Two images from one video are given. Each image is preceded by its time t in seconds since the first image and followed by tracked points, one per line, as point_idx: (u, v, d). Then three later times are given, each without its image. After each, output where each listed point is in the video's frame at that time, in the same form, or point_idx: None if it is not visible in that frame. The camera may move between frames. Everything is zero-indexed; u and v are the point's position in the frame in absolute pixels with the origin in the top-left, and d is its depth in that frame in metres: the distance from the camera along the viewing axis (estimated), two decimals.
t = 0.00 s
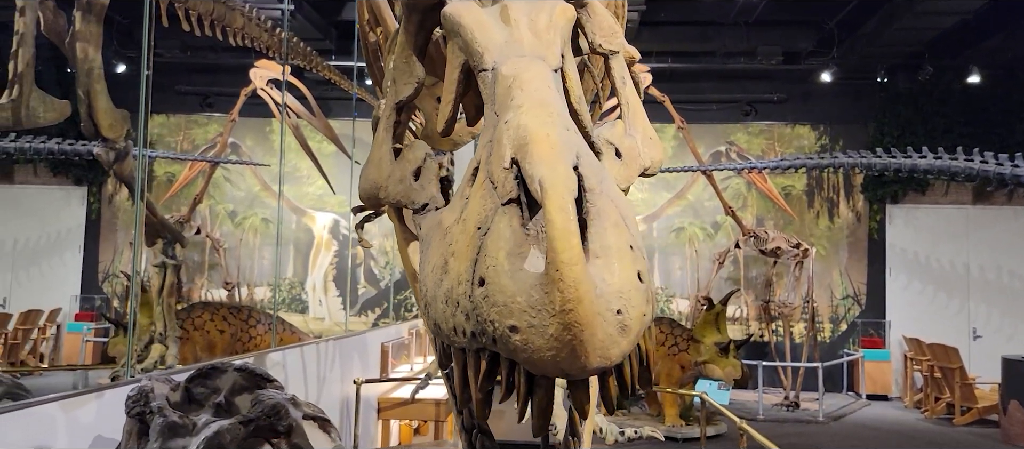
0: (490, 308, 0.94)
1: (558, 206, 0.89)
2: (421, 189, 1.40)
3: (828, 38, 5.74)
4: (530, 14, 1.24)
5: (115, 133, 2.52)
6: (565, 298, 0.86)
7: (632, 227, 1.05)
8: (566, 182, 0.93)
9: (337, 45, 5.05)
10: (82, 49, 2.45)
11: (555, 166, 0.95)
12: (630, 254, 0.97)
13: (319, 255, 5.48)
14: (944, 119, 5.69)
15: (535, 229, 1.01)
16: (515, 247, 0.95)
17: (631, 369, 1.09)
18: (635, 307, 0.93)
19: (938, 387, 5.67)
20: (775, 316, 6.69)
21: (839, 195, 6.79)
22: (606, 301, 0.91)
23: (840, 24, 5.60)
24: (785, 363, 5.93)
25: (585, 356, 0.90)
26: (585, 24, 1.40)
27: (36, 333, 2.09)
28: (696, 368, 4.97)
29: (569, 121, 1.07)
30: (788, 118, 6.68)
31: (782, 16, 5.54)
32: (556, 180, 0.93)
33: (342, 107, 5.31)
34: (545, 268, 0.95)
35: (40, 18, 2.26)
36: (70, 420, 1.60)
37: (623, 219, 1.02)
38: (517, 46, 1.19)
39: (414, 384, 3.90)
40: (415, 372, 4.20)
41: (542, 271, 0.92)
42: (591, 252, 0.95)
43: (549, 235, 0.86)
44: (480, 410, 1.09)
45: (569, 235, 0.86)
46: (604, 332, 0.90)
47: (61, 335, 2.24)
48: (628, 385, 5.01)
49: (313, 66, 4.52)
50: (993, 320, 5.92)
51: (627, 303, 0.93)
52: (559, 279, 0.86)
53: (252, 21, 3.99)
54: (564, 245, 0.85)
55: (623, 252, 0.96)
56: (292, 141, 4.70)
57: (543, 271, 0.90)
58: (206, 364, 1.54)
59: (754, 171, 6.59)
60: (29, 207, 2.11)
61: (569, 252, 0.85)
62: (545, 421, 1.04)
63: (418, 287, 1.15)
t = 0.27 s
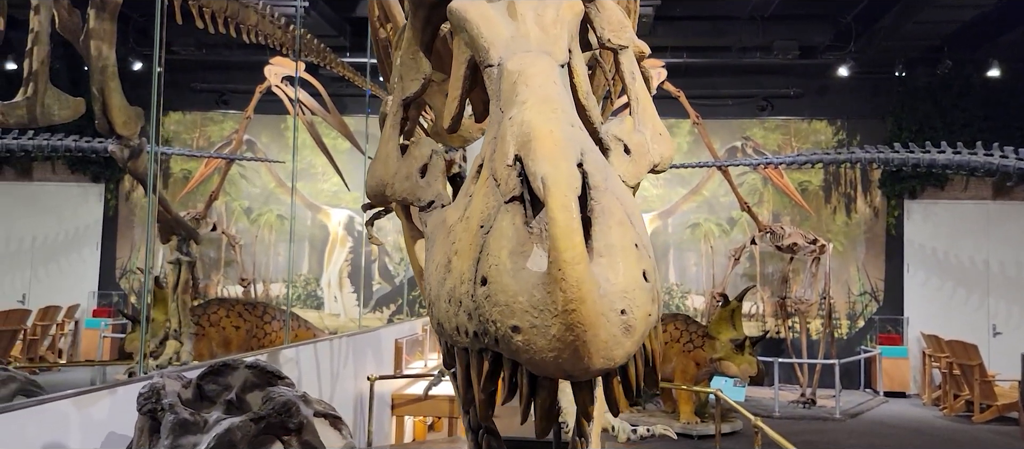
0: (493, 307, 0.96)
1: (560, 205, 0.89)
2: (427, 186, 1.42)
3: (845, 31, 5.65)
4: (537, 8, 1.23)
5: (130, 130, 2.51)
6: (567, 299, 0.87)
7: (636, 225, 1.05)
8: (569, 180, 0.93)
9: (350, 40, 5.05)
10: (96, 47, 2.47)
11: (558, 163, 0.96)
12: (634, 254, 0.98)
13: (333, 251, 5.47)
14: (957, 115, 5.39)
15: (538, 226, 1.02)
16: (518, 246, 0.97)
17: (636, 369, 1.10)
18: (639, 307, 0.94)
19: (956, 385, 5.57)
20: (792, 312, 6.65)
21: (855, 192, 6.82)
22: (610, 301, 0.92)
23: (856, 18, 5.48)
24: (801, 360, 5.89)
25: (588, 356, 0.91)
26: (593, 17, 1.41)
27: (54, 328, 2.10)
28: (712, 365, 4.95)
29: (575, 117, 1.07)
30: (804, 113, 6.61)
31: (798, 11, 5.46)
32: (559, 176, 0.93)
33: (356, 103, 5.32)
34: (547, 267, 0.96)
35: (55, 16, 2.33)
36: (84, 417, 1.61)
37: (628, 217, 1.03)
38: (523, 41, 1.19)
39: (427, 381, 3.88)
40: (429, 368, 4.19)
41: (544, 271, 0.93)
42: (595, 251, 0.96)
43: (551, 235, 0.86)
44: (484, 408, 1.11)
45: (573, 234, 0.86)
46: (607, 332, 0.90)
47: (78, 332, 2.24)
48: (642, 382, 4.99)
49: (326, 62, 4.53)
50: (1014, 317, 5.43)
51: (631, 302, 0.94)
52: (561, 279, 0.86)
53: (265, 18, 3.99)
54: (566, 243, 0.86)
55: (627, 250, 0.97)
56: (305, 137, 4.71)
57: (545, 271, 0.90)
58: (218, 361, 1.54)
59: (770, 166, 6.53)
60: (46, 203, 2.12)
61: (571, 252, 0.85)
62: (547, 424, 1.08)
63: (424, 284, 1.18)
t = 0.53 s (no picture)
0: (487, 309, 0.98)
1: (555, 205, 0.92)
2: (427, 185, 1.42)
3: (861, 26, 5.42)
4: (538, 4, 1.25)
5: (141, 128, 2.50)
6: (561, 301, 0.90)
7: (635, 225, 1.07)
8: (564, 180, 0.97)
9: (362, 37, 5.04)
10: (106, 45, 2.47)
11: (552, 161, 0.99)
12: (632, 254, 1.00)
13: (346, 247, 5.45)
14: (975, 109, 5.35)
15: (533, 225, 1.05)
16: (512, 247, 0.99)
17: (634, 371, 1.10)
18: (637, 309, 0.96)
19: (973, 382, 5.46)
20: (806, 309, 6.61)
21: (871, 187, 6.79)
22: (606, 304, 0.94)
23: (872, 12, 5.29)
24: (816, 358, 5.84)
25: (583, 361, 0.94)
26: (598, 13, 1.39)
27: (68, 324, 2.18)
28: (725, 362, 4.93)
29: (572, 114, 1.09)
30: (819, 108, 6.54)
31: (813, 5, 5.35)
32: (554, 176, 0.96)
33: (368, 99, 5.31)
34: (541, 266, 0.99)
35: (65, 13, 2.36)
36: (91, 414, 1.62)
37: (625, 216, 1.05)
38: (523, 37, 1.21)
39: (439, 377, 3.88)
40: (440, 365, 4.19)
41: (538, 273, 0.95)
42: (592, 252, 0.98)
43: (546, 235, 0.90)
44: (478, 411, 1.13)
45: (567, 235, 0.90)
46: (603, 335, 0.93)
47: (94, 328, 2.30)
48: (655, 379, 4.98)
49: (337, 59, 4.53)
50: None
51: (627, 304, 0.96)
52: (555, 281, 0.89)
53: (276, 15, 4.00)
54: (562, 245, 0.89)
55: (625, 250, 0.99)
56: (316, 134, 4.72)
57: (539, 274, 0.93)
58: (225, 359, 1.54)
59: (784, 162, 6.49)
60: (63, 200, 2.21)
61: (564, 253, 0.89)
62: (544, 427, 1.08)
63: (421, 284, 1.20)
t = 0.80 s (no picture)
0: (478, 306, 0.98)
1: (545, 198, 0.91)
2: (423, 179, 1.40)
3: (872, 19, 5.37)
4: None
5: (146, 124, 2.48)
6: (551, 297, 0.89)
7: (630, 221, 1.06)
8: (556, 172, 0.95)
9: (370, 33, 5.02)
10: (111, 41, 2.51)
11: (545, 154, 0.97)
12: (626, 250, 0.99)
13: (353, 243, 5.40)
14: (987, 106, 5.27)
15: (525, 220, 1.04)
16: (503, 242, 0.99)
17: (628, 368, 1.10)
18: (630, 304, 0.96)
19: (985, 378, 5.37)
20: (817, 305, 6.58)
21: (883, 182, 6.70)
22: (599, 301, 0.93)
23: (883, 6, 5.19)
24: (826, 354, 5.81)
25: (573, 358, 0.92)
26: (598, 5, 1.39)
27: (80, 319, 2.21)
28: (734, 359, 4.90)
29: (568, 107, 1.08)
30: (830, 103, 6.48)
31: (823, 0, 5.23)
32: (547, 168, 0.95)
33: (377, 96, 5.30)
34: (532, 262, 0.98)
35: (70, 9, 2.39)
36: (94, 410, 1.63)
37: (619, 210, 1.05)
38: (520, 29, 1.20)
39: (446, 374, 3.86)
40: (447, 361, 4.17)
41: (529, 270, 0.95)
42: (585, 247, 0.97)
43: (536, 230, 0.88)
44: (470, 408, 1.14)
45: (558, 229, 0.88)
46: (595, 332, 0.92)
47: (104, 324, 2.31)
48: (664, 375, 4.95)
49: (345, 56, 4.51)
50: None
51: (619, 301, 0.95)
52: (545, 277, 0.88)
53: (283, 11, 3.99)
54: (553, 239, 0.88)
55: (618, 246, 0.98)
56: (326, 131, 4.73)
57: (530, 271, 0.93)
58: (228, 355, 1.53)
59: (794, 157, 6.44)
60: (71, 196, 2.22)
61: (554, 249, 0.87)
62: (535, 426, 1.09)
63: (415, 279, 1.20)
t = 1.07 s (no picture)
0: (461, 294, 1.01)
1: (528, 185, 0.94)
2: (414, 169, 1.39)
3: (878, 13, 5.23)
4: None
5: (147, 116, 2.47)
6: (533, 285, 0.92)
7: (616, 208, 1.10)
8: (540, 159, 0.98)
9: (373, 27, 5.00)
10: (111, 33, 2.49)
11: (529, 138, 1.01)
12: (611, 237, 1.03)
13: (358, 238, 5.31)
14: (995, 98, 5.25)
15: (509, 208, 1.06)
16: (486, 230, 1.02)
17: (615, 360, 1.13)
18: (615, 290, 1.00)
19: (992, 374, 5.22)
20: (823, 299, 6.56)
21: (888, 176, 6.79)
22: (582, 289, 0.97)
23: None
24: (831, 348, 5.78)
25: (556, 350, 0.96)
26: None
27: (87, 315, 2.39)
28: (739, 353, 4.89)
29: (556, 93, 1.11)
30: (836, 97, 6.44)
31: None
32: (532, 155, 0.98)
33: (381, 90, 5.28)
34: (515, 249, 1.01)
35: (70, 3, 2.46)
36: (92, 404, 1.62)
37: (604, 197, 1.08)
38: (510, 14, 1.21)
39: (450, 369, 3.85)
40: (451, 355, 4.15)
41: (511, 259, 0.98)
42: (570, 234, 1.00)
43: (519, 218, 0.92)
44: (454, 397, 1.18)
45: (539, 215, 0.92)
46: (578, 322, 0.96)
47: (110, 317, 2.47)
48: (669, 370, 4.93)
49: (348, 50, 4.48)
50: None
51: (604, 289, 0.99)
52: (527, 265, 0.92)
53: (283, 5, 3.96)
54: (535, 226, 0.91)
55: (603, 234, 1.02)
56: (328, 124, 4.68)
57: (512, 259, 0.96)
58: (226, 349, 1.53)
59: (800, 151, 6.42)
60: (77, 191, 2.46)
61: (537, 236, 0.91)
62: (519, 417, 1.10)
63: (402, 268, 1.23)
